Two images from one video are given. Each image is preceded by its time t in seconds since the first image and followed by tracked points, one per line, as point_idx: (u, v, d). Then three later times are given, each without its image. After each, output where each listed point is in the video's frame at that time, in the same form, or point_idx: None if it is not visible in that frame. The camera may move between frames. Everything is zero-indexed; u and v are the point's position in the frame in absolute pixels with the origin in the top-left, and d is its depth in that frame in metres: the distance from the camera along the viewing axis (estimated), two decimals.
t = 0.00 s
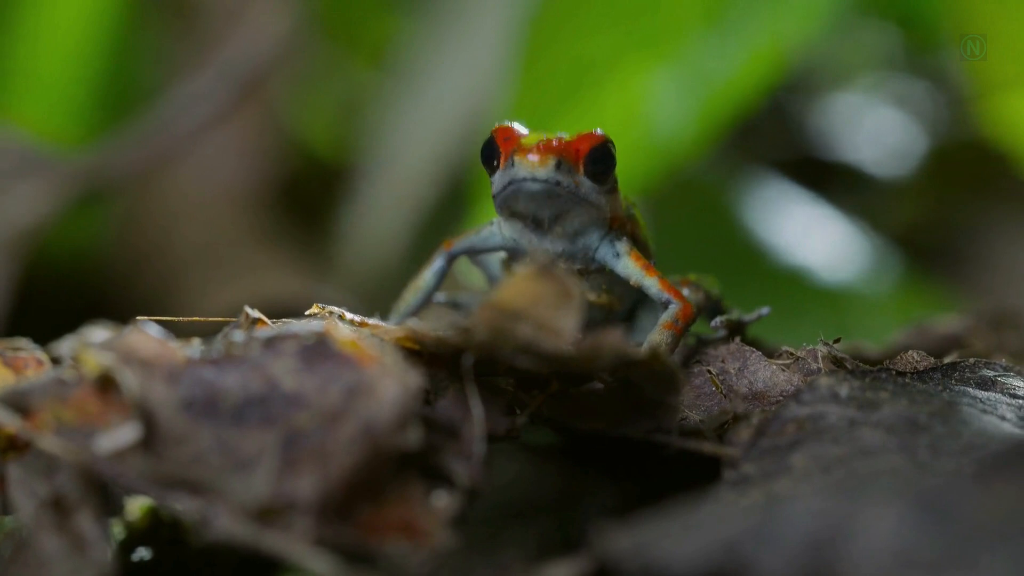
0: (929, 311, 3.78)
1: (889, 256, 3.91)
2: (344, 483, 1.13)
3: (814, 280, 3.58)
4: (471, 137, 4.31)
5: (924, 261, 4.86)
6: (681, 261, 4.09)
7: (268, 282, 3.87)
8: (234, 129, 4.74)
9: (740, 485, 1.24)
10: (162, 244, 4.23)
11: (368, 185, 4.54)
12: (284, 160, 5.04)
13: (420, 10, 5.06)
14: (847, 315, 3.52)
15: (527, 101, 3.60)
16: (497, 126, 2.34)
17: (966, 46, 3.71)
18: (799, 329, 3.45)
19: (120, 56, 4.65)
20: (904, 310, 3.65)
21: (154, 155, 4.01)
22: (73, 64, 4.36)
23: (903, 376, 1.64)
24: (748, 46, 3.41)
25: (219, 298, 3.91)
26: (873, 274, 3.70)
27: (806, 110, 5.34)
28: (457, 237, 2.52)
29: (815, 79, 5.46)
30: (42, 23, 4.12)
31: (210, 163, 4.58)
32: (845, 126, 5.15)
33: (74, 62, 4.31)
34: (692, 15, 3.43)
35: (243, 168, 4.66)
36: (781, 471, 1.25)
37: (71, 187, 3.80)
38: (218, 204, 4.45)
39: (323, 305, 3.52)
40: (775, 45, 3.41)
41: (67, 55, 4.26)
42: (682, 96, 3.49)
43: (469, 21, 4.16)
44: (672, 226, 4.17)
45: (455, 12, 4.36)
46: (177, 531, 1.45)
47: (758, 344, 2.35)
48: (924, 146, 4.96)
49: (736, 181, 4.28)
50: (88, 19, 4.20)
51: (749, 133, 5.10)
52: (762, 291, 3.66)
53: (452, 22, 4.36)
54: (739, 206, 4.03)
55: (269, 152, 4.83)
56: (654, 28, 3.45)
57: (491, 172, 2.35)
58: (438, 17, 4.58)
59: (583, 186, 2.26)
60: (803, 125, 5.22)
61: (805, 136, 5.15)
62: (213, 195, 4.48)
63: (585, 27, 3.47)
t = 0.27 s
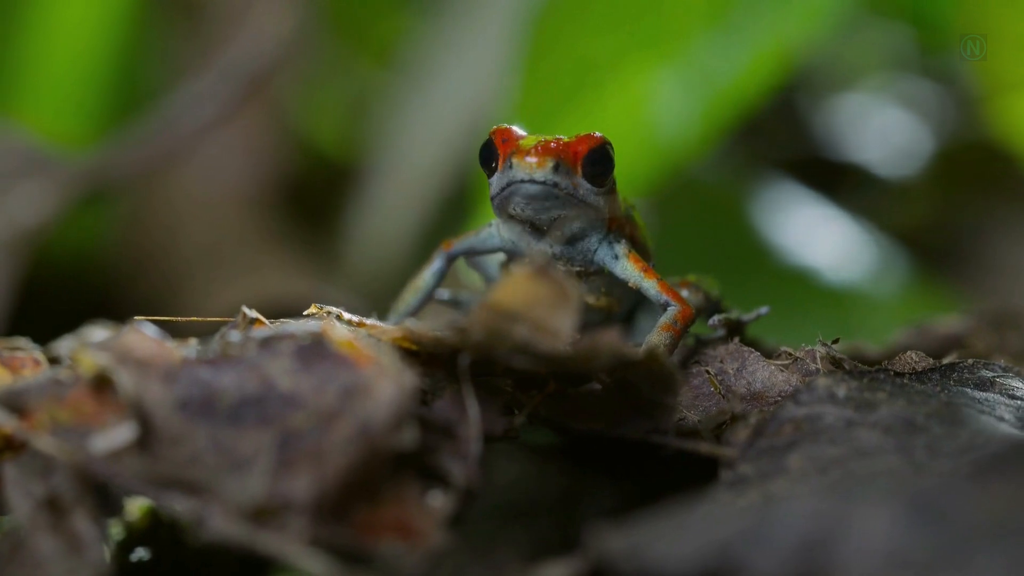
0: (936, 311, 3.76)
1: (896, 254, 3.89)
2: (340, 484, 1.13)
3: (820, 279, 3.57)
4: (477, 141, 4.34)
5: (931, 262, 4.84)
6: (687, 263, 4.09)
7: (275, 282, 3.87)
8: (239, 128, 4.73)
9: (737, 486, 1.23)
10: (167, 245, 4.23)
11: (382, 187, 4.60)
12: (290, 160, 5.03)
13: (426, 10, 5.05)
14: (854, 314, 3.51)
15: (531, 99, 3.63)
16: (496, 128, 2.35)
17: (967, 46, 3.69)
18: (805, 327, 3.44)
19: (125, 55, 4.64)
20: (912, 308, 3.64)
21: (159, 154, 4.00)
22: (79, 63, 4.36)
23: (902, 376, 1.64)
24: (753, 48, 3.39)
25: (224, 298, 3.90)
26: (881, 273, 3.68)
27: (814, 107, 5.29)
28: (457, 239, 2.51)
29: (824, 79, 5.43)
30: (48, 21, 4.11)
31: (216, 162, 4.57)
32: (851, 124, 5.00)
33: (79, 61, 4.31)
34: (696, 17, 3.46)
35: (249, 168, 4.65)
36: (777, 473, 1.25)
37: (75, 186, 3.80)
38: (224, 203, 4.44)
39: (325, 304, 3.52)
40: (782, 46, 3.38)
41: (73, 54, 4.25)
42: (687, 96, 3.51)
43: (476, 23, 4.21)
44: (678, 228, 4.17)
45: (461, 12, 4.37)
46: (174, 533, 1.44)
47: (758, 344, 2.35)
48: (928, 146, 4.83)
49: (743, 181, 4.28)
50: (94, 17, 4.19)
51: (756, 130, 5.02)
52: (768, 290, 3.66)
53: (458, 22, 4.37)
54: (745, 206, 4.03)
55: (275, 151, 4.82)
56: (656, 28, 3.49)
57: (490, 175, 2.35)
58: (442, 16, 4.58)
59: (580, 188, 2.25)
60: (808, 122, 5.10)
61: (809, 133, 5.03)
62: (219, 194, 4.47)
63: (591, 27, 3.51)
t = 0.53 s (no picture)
0: (942, 309, 3.73)
1: (900, 255, 3.89)
2: (335, 484, 1.13)
3: (824, 279, 3.56)
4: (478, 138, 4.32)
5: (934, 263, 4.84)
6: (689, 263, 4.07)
7: (280, 283, 3.87)
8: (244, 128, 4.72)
9: (734, 487, 1.23)
10: (171, 244, 4.22)
11: (385, 188, 4.58)
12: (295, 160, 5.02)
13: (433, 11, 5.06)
14: (857, 315, 3.51)
15: (534, 99, 3.63)
16: (493, 128, 2.34)
17: (967, 46, 3.68)
18: (809, 327, 3.44)
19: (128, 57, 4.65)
20: (917, 308, 3.62)
21: (164, 153, 4.00)
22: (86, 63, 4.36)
23: (899, 377, 1.64)
24: (755, 49, 3.43)
25: (227, 298, 3.90)
26: (884, 274, 3.68)
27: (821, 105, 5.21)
28: (455, 239, 2.51)
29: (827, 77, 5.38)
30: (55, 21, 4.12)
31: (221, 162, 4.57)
32: (856, 125, 5.02)
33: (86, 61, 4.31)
34: (698, 17, 3.46)
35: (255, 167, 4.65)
36: (774, 473, 1.25)
37: (79, 187, 3.80)
38: (230, 203, 4.43)
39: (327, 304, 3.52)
40: (783, 48, 3.42)
41: (80, 54, 4.25)
42: (689, 96, 3.52)
43: (485, 24, 4.26)
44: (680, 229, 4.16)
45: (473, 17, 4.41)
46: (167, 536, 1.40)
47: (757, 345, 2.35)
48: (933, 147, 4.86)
49: (746, 181, 4.27)
50: (100, 17, 4.19)
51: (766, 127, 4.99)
52: (771, 291, 3.65)
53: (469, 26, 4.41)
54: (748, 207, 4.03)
55: (280, 150, 4.81)
56: (659, 28, 3.50)
57: (487, 175, 2.35)
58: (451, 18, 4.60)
59: (578, 188, 2.25)
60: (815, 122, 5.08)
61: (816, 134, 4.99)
62: (224, 194, 4.47)
63: (593, 28, 3.54)
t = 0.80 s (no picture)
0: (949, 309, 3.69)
1: (905, 256, 3.87)
2: (329, 485, 1.13)
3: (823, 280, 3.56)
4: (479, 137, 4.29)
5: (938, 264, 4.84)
6: (693, 262, 4.08)
7: (285, 283, 3.86)
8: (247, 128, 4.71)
9: (730, 487, 1.23)
10: (175, 243, 4.24)
11: (389, 188, 4.58)
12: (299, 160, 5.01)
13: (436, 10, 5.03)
14: (862, 315, 3.48)
15: (537, 100, 3.66)
16: (490, 128, 2.34)
17: (967, 45, 3.68)
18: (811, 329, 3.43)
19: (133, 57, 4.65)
20: (924, 309, 3.58)
21: (168, 153, 4.01)
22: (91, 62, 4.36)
23: (897, 377, 1.63)
24: (759, 49, 3.40)
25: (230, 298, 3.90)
26: (889, 274, 3.66)
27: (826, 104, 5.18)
28: (453, 240, 2.51)
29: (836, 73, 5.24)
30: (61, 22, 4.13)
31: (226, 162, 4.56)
32: (863, 125, 4.88)
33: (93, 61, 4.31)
34: (698, 18, 3.44)
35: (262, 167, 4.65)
36: (770, 473, 1.25)
37: (82, 187, 3.80)
38: (235, 204, 4.43)
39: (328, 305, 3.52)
40: (787, 48, 3.39)
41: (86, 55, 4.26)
42: (690, 96, 3.50)
43: (489, 26, 4.29)
44: (683, 229, 4.17)
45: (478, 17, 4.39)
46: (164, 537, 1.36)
47: (756, 345, 2.34)
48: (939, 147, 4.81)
49: (750, 180, 4.27)
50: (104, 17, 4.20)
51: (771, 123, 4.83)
52: (773, 292, 3.65)
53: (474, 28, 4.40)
54: (751, 207, 4.03)
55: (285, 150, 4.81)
56: (661, 29, 3.50)
57: (484, 175, 2.36)
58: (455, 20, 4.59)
59: (575, 188, 2.25)
60: (821, 121, 4.93)
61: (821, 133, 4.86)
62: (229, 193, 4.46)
63: (594, 28, 3.55)
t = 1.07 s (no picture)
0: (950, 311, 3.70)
1: (912, 256, 3.87)
2: (323, 485, 1.13)
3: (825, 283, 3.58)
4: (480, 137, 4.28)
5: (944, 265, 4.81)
6: (699, 266, 4.10)
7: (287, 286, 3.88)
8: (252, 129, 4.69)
9: (726, 488, 1.23)
10: (180, 243, 4.25)
11: (397, 188, 4.58)
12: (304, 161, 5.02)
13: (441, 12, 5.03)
14: (868, 316, 3.50)
15: (541, 100, 3.69)
16: (488, 129, 2.34)
17: (967, 46, 3.69)
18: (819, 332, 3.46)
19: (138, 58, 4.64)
20: (931, 308, 3.59)
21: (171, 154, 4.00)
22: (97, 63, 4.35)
23: (895, 378, 1.63)
24: (762, 53, 3.40)
25: (233, 299, 3.90)
26: (896, 274, 3.66)
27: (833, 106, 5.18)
28: (452, 240, 2.51)
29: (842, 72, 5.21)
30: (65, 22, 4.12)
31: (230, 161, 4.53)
32: (869, 122, 4.88)
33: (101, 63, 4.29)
34: (702, 20, 3.44)
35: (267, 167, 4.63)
36: (766, 474, 1.25)
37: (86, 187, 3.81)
38: (241, 205, 4.43)
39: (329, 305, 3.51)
40: (790, 52, 3.40)
41: (94, 57, 4.25)
42: (693, 97, 3.49)
43: (494, 29, 4.30)
44: (689, 231, 4.18)
45: (487, 19, 4.41)
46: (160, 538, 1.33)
47: (755, 346, 2.34)
48: (945, 148, 4.77)
49: (757, 179, 4.23)
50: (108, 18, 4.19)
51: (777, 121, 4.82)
52: (779, 296, 3.68)
53: (481, 32, 4.42)
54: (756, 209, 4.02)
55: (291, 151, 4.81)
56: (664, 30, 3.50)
57: (482, 176, 2.36)
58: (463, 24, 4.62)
59: (573, 189, 2.25)
60: (827, 121, 4.92)
61: (828, 132, 4.85)
62: (234, 194, 4.46)
63: (599, 30, 3.57)
